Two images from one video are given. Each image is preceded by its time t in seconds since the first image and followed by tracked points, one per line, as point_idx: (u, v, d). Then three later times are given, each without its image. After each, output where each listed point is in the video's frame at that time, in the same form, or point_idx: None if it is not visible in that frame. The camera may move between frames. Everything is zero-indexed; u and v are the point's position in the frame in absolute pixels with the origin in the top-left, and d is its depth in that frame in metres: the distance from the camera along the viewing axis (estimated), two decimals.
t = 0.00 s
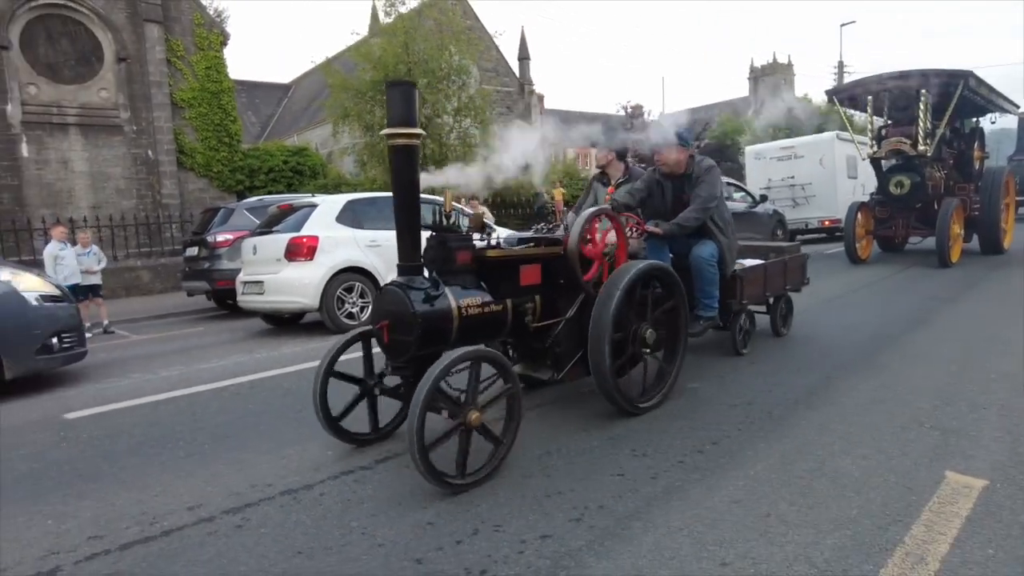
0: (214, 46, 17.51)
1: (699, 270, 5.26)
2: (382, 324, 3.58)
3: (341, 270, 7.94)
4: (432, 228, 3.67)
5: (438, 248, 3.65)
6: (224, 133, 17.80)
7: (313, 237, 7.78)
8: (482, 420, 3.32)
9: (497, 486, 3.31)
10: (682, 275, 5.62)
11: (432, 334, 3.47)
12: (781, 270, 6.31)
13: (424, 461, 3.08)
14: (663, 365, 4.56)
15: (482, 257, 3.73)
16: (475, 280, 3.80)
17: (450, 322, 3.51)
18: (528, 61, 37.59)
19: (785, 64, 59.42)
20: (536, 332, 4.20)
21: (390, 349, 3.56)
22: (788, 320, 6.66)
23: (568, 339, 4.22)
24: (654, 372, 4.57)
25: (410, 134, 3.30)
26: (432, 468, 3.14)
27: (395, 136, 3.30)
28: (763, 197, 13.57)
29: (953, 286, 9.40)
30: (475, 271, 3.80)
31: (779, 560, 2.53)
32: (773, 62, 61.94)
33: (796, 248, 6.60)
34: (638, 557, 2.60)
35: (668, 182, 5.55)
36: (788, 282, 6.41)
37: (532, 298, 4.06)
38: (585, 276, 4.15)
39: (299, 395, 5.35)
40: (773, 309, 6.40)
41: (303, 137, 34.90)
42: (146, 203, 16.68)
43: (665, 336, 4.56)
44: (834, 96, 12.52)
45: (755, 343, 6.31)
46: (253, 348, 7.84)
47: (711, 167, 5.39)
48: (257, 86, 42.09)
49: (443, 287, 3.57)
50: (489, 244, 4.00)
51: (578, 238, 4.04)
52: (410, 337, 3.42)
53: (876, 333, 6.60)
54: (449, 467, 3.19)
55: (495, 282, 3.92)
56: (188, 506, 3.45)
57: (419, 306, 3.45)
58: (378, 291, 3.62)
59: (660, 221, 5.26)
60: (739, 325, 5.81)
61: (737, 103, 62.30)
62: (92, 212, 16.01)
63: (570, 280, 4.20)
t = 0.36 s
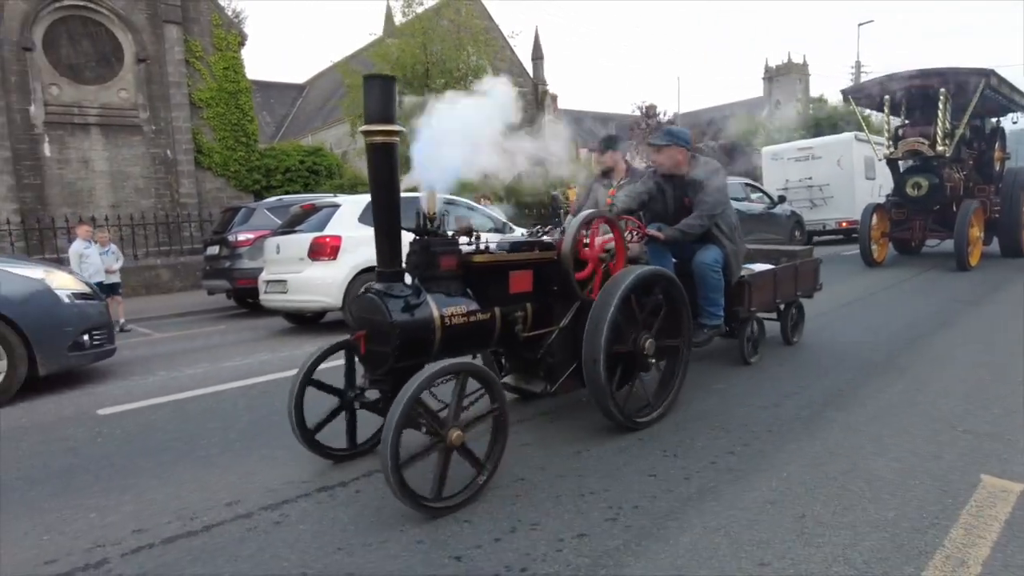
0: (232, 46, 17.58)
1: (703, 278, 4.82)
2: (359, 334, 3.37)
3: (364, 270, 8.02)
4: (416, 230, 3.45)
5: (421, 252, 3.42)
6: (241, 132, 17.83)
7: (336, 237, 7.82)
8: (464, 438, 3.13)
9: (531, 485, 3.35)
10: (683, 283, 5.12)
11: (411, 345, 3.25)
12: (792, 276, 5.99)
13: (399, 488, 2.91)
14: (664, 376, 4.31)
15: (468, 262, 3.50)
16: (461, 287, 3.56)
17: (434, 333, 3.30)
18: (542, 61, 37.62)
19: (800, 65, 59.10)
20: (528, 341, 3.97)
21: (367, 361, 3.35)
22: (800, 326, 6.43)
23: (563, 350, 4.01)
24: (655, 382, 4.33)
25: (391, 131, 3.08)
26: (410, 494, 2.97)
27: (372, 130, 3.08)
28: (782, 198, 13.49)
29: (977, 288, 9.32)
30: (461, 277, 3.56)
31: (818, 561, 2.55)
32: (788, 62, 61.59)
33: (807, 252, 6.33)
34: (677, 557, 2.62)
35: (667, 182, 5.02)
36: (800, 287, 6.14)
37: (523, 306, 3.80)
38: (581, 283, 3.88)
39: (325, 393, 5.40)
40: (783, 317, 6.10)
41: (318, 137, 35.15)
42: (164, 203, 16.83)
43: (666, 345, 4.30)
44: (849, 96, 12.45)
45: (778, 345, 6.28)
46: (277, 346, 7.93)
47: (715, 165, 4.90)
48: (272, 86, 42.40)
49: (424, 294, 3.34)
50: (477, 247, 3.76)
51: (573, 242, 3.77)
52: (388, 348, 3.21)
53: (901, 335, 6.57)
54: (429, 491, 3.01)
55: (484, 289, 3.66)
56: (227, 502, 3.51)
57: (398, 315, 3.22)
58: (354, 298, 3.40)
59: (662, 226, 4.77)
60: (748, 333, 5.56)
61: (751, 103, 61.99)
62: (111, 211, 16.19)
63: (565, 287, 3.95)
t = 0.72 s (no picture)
0: (256, 47, 17.74)
1: (710, 284, 4.69)
2: (335, 343, 3.25)
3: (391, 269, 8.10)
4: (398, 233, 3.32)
5: (403, 256, 3.29)
6: (265, 132, 17.97)
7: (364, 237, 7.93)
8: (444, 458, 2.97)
9: (567, 483, 3.38)
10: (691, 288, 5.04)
11: (389, 356, 3.13)
12: (808, 280, 5.66)
13: (370, 508, 2.73)
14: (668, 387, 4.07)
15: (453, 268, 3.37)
16: (446, 293, 3.41)
17: (413, 342, 3.18)
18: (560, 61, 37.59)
19: (822, 64, 58.46)
20: (521, 351, 3.82)
21: (343, 371, 3.23)
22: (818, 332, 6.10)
23: (558, 360, 3.82)
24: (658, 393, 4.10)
25: (367, 126, 3.00)
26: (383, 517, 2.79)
27: (347, 128, 2.97)
28: (807, 199, 13.36)
29: (1009, 291, 9.17)
30: (446, 282, 3.41)
31: (861, 562, 2.55)
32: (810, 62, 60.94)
33: (825, 254, 5.98)
34: (717, 555, 2.65)
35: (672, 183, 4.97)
36: (817, 292, 5.81)
37: (514, 314, 3.65)
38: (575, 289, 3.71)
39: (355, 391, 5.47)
40: (800, 322, 5.77)
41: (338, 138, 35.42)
42: (189, 202, 17.06)
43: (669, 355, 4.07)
44: (874, 93, 12.25)
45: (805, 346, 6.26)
46: (305, 345, 8.02)
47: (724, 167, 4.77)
48: (293, 88, 42.79)
49: (402, 302, 3.22)
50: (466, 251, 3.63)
51: (566, 247, 3.59)
52: (364, 359, 3.09)
53: (932, 338, 6.50)
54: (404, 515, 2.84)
55: (470, 296, 3.51)
56: (267, 497, 3.58)
57: (375, 325, 3.09)
58: (332, 305, 3.29)
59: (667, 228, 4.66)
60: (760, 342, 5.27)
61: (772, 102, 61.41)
62: (138, 211, 16.45)
63: (559, 293, 3.79)
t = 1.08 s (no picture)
0: (284, 49, 17.97)
1: (715, 291, 4.37)
2: (301, 353, 3.10)
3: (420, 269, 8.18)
4: (374, 236, 3.14)
5: (377, 261, 3.12)
6: (293, 133, 18.20)
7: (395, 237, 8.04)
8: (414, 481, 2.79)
9: (600, 483, 3.39)
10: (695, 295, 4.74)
11: (356, 368, 2.96)
12: (825, 286, 5.37)
13: (329, 536, 2.53)
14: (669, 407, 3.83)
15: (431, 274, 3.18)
16: (424, 300, 3.25)
17: (384, 353, 3.01)
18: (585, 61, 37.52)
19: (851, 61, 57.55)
20: (509, 361, 3.62)
21: (309, 383, 3.06)
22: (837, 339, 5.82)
23: (546, 372, 3.61)
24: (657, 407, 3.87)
25: (336, 123, 2.79)
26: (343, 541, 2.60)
27: (313, 124, 2.80)
28: (837, 198, 13.14)
29: None
30: (424, 289, 3.24)
31: (903, 566, 2.53)
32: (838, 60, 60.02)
33: (845, 258, 5.70)
34: (755, 555, 2.65)
35: (675, 182, 4.55)
36: (833, 298, 5.52)
37: (498, 323, 3.46)
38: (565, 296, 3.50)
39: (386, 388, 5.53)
40: (817, 329, 5.48)
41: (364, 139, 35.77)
42: (218, 202, 17.33)
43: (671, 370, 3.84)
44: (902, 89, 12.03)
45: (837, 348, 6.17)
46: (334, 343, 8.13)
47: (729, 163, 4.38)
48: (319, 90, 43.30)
49: (371, 310, 3.04)
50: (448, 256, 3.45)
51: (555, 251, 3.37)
52: (329, 371, 2.92)
53: (969, 341, 6.38)
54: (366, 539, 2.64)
55: (449, 304, 3.31)
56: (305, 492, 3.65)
57: (342, 334, 2.93)
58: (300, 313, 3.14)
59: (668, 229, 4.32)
60: (772, 351, 4.98)
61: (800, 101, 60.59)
62: (169, 211, 16.75)
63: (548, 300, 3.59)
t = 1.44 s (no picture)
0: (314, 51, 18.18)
1: (714, 302, 4.00)
2: (259, 366, 3.04)
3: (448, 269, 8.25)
4: (340, 242, 3.03)
5: (341, 269, 3.04)
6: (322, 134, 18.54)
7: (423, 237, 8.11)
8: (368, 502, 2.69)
9: (633, 484, 3.39)
10: (693, 305, 4.32)
11: (310, 382, 2.88)
12: (840, 293, 5.06)
13: (270, 558, 2.47)
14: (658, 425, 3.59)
15: (398, 282, 3.09)
16: (392, 309, 3.15)
17: (344, 368, 2.95)
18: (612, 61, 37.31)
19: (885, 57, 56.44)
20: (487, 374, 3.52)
21: (267, 395, 3.02)
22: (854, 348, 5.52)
23: (523, 387, 3.47)
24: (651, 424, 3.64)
25: (293, 121, 2.69)
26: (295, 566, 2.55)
27: (270, 124, 2.68)
28: (870, 199, 12.89)
29: None
30: (391, 298, 3.14)
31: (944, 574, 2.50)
32: (872, 56, 58.86)
33: (862, 263, 5.37)
34: (791, 559, 2.64)
35: (672, 183, 4.21)
36: (850, 306, 5.19)
37: (472, 334, 3.32)
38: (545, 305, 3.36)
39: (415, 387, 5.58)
40: (832, 338, 5.19)
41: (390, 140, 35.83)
42: (249, 202, 17.61)
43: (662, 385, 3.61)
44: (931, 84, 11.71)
45: (870, 351, 6.07)
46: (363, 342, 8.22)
47: (729, 161, 4.06)
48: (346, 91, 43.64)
49: (330, 322, 2.96)
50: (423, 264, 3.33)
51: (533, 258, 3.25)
52: (282, 385, 2.86)
53: (1009, 345, 6.22)
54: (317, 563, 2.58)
55: (419, 314, 3.20)
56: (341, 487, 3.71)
57: (295, 347, 2.84)
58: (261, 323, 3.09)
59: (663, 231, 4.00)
60: (782, 362, 4.67)
61: (831, 98, 59.56)
62: (201, 211, 17.04)
63: (528, 310, 3.46)
